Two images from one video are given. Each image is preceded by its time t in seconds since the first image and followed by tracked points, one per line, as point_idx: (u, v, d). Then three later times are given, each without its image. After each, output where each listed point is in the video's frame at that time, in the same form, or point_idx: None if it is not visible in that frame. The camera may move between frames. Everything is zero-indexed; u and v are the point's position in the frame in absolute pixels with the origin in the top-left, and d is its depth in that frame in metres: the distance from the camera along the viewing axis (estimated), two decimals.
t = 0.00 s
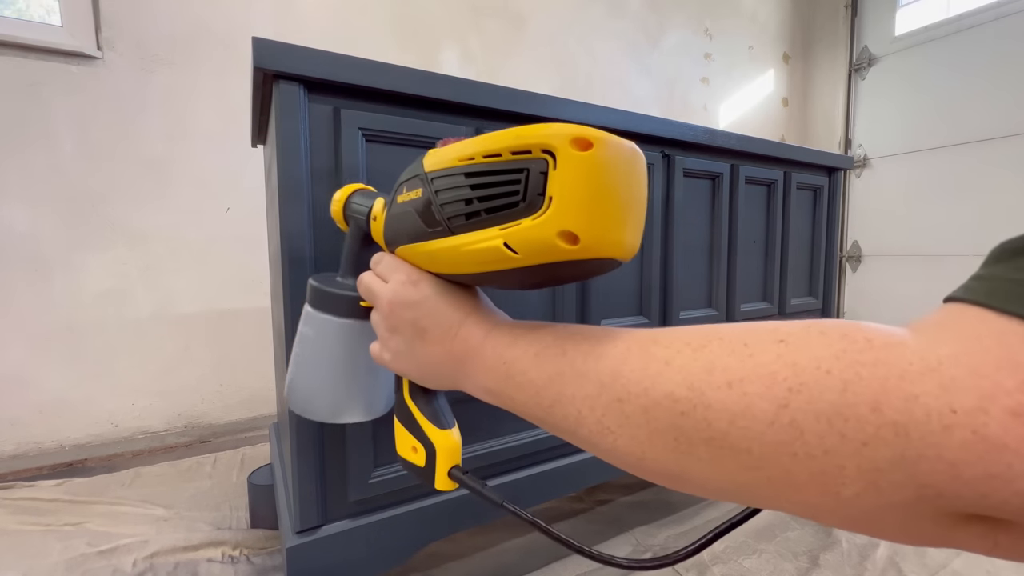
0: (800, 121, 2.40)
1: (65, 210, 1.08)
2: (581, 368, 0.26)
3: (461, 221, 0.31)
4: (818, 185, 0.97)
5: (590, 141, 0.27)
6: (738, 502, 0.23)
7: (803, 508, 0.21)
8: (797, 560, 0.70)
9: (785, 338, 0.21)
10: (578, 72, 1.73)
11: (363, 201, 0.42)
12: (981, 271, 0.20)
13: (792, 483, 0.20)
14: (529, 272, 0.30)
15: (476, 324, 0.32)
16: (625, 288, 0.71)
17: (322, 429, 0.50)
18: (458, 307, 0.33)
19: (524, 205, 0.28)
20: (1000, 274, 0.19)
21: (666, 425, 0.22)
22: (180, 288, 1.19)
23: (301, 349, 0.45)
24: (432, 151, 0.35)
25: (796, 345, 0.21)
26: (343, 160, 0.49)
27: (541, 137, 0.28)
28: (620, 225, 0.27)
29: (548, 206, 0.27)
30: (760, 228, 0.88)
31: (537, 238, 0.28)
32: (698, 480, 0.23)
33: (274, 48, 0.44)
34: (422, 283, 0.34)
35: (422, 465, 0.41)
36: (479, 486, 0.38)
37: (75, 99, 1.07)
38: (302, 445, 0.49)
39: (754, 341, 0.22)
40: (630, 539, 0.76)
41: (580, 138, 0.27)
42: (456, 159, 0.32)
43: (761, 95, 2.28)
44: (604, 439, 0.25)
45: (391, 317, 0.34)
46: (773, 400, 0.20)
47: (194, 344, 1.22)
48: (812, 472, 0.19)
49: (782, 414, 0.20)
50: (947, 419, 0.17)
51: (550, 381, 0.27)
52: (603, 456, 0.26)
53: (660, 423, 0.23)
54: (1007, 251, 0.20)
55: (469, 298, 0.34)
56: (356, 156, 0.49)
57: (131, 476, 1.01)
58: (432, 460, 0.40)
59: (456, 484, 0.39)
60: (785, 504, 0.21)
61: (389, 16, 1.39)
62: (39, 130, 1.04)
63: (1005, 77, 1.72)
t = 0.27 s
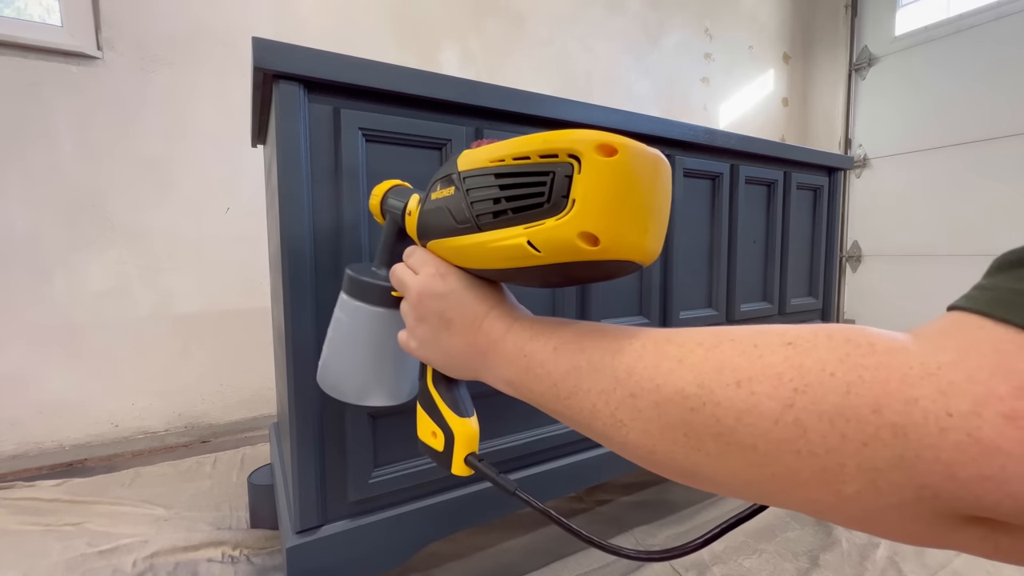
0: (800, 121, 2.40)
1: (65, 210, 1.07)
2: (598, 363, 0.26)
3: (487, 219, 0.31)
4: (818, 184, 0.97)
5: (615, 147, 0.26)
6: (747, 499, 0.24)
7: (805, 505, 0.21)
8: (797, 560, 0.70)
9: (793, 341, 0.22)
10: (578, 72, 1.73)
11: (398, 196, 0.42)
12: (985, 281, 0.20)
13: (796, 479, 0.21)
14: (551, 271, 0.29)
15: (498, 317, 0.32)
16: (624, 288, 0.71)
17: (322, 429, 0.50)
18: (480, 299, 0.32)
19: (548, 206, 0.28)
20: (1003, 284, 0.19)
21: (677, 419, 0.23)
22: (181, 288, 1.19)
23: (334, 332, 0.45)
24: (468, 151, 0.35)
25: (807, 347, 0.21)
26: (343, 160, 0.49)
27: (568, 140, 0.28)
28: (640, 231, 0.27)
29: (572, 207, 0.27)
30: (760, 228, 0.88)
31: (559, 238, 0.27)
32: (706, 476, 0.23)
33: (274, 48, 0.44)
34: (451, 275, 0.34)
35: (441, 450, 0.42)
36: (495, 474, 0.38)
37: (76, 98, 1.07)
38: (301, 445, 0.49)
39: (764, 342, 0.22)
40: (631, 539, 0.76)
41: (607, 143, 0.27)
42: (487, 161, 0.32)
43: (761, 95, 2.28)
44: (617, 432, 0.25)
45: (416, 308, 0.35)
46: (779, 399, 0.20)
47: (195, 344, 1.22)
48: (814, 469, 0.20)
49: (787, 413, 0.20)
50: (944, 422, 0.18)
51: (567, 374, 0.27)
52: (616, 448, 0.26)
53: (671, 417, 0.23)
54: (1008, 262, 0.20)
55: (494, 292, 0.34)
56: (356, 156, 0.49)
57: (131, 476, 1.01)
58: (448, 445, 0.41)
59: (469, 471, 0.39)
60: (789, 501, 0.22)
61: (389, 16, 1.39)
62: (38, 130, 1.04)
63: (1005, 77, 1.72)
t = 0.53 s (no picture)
0: (800, 121, 2.40)
1: (65, 210, 1.07)
2: (619, 364, 0.27)
3: (514, 220, 0.32)
4: (818, 184, 0.97)
5: (641, 153, 0.27)
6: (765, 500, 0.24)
7: (825, 506, 0.21)
8: (797, 560, 0.70)
9: (813, 344, 0.22)
10: (577, 72, 1.73)
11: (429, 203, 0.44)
12: (1001, 286, 0.20)
13: (814, 480, 0.21)
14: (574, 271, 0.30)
15: (522, 318, 0.33)
16: (625, 288, 0.71)
17: (321, 429, 0.50)
18: (504, 299, 0.34)
19: (573, 208, 0.29)
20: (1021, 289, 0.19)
21: (697, 420, 0.23)
22: (181, 288, 1.19)
23: (363, 330, 0.46)
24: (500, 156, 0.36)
25: (825, 348, 0.21)
26: (343, 160, 0.49)
27: (595, 146, 0.28)
28: (663, 236, 0.28)
29: (596, 210, 0.28)
30: (760, 228, 0.88)
31: (582, 238, 0.28)
32: (726, 475, 0.23)
33: (275, 49, 0.44)
34: (477, 277, 0.35)
35: (458, 447, 0.42)
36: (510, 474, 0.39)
37: (76, 98, 1.07)
38: (301, 445, 0.49)
39: (784, 344, 0.22)
40: (631, 539, 0.76)
41: (634, 149, 0.27)
42: (516, 165, 0.33)
43: (761, 95, 2.28)
44: (637, 431, 0.25)
45: (444, 307, 0.36)
46: (798, 400, 0.21)
47: (194, 344, 1.22)
48: (834, 469, 0.20)
49: (806, 413, 0.20)
50: (963, 424, 0.18)
51: (588, 374, 0.28)
52: (634, 447, 0.26)
53: (691, 418, 0.23)
54: None
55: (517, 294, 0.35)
56: (356, 155, 0.49)
57: (130, 476, 1.01)
58: (468, 444, 0.41)
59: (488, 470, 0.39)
60: (809, 502, 0.22)
61: (389, 16, 1.39)
62: (38, 130, 1.04)
63: (1005, 77, 1.72)
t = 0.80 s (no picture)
0: (800, 121, 2.40)
1: (65, 210, 1.07)
2: (641, 354, 0.27)
3: (543, 214, 0.34)
4: (818, 184, 0.97)
5: (667, 150, 0.28)
6: (785, 490, 0.24)
7: (842, 495, 0.22)
8: (797, 560, 0.70)
9: (832, 337, 0.22)
10: (578, 72, 1.73)
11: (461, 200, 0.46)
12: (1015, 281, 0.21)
13: (831, 468, 0.21)
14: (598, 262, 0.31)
15: (547, 310, 0.34)
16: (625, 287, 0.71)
17: (321, 429, 0.50)
18: (531, 292, 0.35)
19: (600, 201, 0.30)
20: None
21: (717, 408, 0.24)
22: (182, 288, 1.20)
23: (395, 318, 0.47)
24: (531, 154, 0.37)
25: (845, 339, 0.22)
26: (343, 160, 0.48)
27: (623, 142, 0.29)
28: (687, 231, 0.29)
29: (623, 203, 0.29)
30: (760, 228, 0.88)
31: (608, 230, 0.29)
32: (745, 463, 0.24)
33: (275, 49, 0.44)
34: (506, 269, 0.37)
35: (481, 433, 0.44)
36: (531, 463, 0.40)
37: (76, 98, 1.07)
38: (301, 445, 0.49)
39: (805, 336, 0.23)
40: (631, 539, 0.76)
41: (662, 146, 0.28)
42: (546, 161, 0.34)
43: (761, 96, 2.28)
44: (658, 419, 0.26)
45: (475, 298, 0.37)
46: (817, 390, 0.21)
47: (194, 344, 1.22)
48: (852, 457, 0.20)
49: (824, 403, 0.21)
50: (978, 415, 0.18)
51: (611, 363, 0.28)
52: (656, 435, 0.27)
53: (710, 406, 0.24)
54: None
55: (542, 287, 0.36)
56: (356, 155, 0.49)
57: (131, 476, 1.01)
58: (491, 431, 0.43)
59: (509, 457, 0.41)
60: (826, 492, 0.22)
61: (389, 17, 1.39)
62: (39, 129, 1.04)
63: (1005, 77, 1.72)
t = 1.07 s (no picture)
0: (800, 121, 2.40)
1: (65, 210, 1.08)
2: (670, 345, 0.29)
3: (574, 209, 0.35)
4: (818, 184, 0.97)
5: (694, 147, 0.29)
6: (806, 477, 0.26)
7: (865, 482, 0.23)
8: (797, 560, 0.70)
9: (857, 329, 0.23)
10: (577, 72, 1.73)
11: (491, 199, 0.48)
12: None
13: (854, 454, 0.22)
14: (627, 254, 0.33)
15: (576, 303, 0.35)
16: (625, 284, 0.71)
17: (320, 430, 0.50)
18: (560, 286, 0.36)
19: (629, 196, 0.32)
20: None
21: (742, 396, 0.25)
22: (181, 288, 1.19)
23: (427, 312, 0.48)
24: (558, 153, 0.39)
25: (869, 329, 0.23)
26: (343, 160, 0.48)
27: (650, 140, 0.31)
28: (712, 224, 0.30)
29: (651, 197, 0.30)
30: (760, 228, 0.88)
31: (637, 223, 0.31)
32: (770, 451, 0.25)
33: (275, 49, 0.44)
34: (535, 263, 0.38)
35: (509, 422, 0.45)
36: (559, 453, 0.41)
37: (76, 98, 1.07)
38: (302, 446, 0.49)
39: (830, 329, 0.24)
40: (631, 539, 0.76)
41: (689, 143, 0.30)
42: (576, 159, 0.36)
43: (761, 95, 2.28)
44: (683, 408, 0.27)
45: (503, 289, 0.39)
46: (841, 379, 0.22)
47: (195, 344, 1.22)
48: (875, 444, 0.21)
49: (848, 391, 0.22)
50: (999, 401, 0.19)
51: (640, 354, 0.30)
52: (681, 423, 0.28)
53: (735, 394, 0.25)
54: None
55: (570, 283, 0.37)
56: (356, 155, 0.49)
57: (130, 476, 1.01)
58: (519, 420, 0.44)
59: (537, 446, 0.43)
60: (850, 479, 0.23)
61: (389, 16, 1.39)
62: (39, 129, 1.04)
63: (1005, 77, 1.72)
